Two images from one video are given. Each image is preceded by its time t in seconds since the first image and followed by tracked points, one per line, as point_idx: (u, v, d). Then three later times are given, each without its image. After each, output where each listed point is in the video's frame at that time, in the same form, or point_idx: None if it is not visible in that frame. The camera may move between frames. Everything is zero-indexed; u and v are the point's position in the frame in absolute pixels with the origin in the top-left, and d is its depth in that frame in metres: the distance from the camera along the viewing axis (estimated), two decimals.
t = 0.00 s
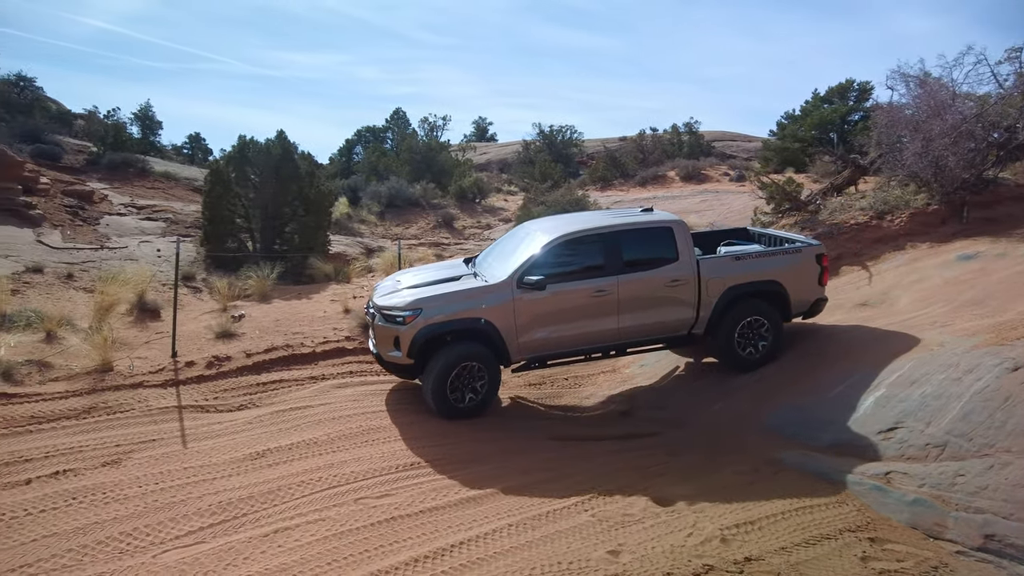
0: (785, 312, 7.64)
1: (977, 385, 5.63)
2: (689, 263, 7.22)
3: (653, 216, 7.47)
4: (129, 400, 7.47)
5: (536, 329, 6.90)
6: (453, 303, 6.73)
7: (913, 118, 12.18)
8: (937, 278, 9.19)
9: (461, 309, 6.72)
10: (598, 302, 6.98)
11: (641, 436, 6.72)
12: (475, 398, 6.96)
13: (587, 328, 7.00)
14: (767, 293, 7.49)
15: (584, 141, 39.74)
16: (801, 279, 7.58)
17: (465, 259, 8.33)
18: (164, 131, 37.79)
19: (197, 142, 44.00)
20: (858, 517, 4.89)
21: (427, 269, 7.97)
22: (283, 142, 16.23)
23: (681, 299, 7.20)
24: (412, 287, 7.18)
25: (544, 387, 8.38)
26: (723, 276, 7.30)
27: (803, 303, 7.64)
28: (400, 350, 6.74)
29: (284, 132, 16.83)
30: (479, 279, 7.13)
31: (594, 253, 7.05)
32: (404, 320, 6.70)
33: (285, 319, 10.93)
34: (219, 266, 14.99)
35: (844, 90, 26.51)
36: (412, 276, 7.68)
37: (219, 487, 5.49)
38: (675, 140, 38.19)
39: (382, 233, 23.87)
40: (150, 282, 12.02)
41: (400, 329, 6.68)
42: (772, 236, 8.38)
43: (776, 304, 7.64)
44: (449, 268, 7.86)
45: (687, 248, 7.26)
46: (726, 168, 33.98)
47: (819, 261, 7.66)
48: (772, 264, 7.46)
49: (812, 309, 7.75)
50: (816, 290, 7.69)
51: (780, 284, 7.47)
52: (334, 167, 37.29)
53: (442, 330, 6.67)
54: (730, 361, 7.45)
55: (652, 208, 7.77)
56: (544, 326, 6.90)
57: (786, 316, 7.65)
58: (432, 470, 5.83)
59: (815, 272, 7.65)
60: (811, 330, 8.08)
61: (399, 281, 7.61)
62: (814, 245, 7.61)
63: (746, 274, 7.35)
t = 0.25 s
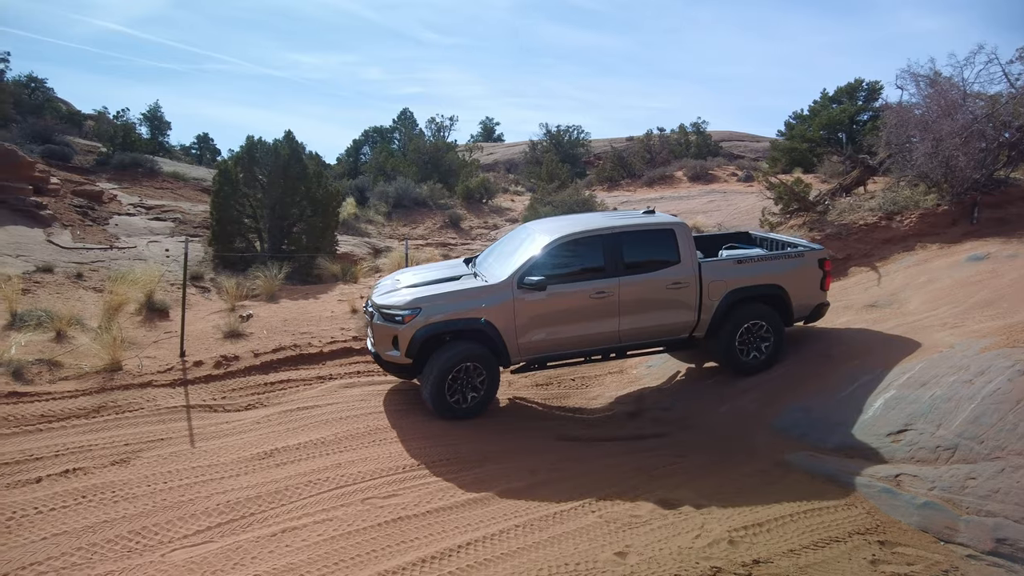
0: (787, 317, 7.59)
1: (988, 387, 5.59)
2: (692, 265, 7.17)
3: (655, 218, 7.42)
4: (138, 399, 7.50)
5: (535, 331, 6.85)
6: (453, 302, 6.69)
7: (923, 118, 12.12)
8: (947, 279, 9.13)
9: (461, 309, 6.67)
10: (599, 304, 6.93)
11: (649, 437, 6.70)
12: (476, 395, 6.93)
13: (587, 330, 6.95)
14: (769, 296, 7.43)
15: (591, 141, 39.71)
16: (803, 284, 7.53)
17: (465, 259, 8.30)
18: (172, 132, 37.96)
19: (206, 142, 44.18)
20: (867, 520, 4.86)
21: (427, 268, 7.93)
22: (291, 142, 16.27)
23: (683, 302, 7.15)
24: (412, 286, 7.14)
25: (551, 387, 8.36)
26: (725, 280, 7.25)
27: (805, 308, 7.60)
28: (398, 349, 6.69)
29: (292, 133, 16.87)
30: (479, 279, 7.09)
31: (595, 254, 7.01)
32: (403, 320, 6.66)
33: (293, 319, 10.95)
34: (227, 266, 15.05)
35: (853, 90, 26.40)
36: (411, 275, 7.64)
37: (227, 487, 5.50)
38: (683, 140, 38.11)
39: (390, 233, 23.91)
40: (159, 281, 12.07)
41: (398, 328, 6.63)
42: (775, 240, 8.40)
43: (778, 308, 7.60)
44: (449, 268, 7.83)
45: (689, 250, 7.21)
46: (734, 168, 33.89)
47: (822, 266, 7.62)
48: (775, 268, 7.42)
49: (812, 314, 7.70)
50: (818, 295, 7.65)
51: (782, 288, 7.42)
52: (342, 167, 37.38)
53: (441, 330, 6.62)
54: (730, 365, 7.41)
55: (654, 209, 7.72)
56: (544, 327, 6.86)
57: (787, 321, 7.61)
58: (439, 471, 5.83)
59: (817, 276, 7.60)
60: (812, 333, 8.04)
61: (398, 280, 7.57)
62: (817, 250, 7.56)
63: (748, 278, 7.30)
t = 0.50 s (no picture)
0: (787, 321, 7.55)
1: (999, 389, 5.54)
2: (692, 268, 7.13)
3: (655, 220, 7.39)
4: (146, 398, 7.53)
5: (533, 333, 6.80)
6: (451, 302, 6.65)
7: (932, 118, 12.07)
8: (957, 280, 9.07)
9: (459, 309, 6.64)
10: (598, 305, 6.89)
11: (656, 438, 6.68)
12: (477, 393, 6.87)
13: (586, 332, 6.90)
14: (769, 300, 7.39)
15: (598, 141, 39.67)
16: (804, 288, 7.48)
17: (465, 259, 8.28)
18: (180, 132, 38.10)
19: (213, 142, 44.34)
20: (876, 522, 4.84)
21: (426, 268, 7.90)
22: (298, 142, 16.36)
23: (683, 304, 7.11)
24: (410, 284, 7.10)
25: (557, 388, 8.36)
26: (725, 282, 7.21)
27: (806, 313, 7.54)
28: (395, 347, 6.65)
29: (299, 133, 16.90)
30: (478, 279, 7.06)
31: (595, 256, 6.97)
32: (400, 318, 6.62)
33: (300, 318, 10.97)
34: (235, 266, 15.10)
35: (861, 90, 26.29)
36: (410, 274, 7.61)
37: (234, 486, 5.51)
38: (689, 140, 38.01)
39: (396, 233, 23.94)
40: (167, 281, 12.11)
41: (396, 326, 6.60)
42: (775, 244, 8.38)
43: (778, 312, 7.56)
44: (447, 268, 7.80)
45: (689, 252, 7.17)
46: (741, 168, 33.79)
47: (823, 270, 7.57)
48: (776, 272, 7.37)
49: (813, 319, 7.64)
50: (819, 299, 7.59)
51: (783, 292, 7.37)
52: (349, 167, 37.45)
53: (439, 329, 6.58)
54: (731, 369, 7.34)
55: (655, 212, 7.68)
56: (542, 329, 6.81)
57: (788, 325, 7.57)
58: (446, 470, 5.83)
59: (818, 281, 7.55)
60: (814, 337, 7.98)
61: (396, 279, 7.54)
62: (819, 254, 7.52)
63: (748, 281, 7.25)
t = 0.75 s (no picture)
0: (786, 325, 7.53)
1: (1010, 391, 5.50)
2: (692, 270, 7.09)
3: (656, 222, 7.35)
4: (154, 397, 7.56)
5: (531, 334, 6.75)
6: (448, 301, 6.60)
7: (941, 118, 12.04)
8: (967, 281, 9.02)
9: (456, 309, 6.59)
10: (597, 307, 6.84)
11: (662, 439, 6.66)
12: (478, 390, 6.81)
13: (584, 333, 6.86)
14: (769, 303, 7.35)
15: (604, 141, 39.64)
16: (804, 292, 7.45)
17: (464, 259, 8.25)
18: (188, 132, 38.25)
19: (221, 142, 44.49)
20: (885, 524, 4.82)
21: (424, 267, 7.86)
22: (304, 142, 16.35)
23: (682, 307, 7.07)
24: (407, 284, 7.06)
25: (563, 388, 8.35)
26: (724, 285, 7.17)
27: (805, 317, 7.51)
28: (391, 347, 6.63)
29: (306, 133, 16.92)
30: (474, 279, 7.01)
31: (595, 257, 6.92)
32: (397, 317, 6.57)
33: (307, 318, 11.00)
34: (242, 265, 15.15)
35: (869, 90, 26.17)
36: (407, 273, 7.56)
37: (241, 485, 5.52)
38: (696, 140, 37.93)
39: (403, 233, 23.97)
40: (175, 280, 12.16)
41: (393, 325, 6.56)
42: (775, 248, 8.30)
43: (777, 316, 7.54)
44: (445, 267, 7.76)
45: (689, 255, 7.13)
46: (748, 168, 33.69)
47: (823, 275, 7.53)
48: (775, 275, 7.34)
49: (813, 323, 7.60)
50: (818, 304, 7.56)
51: (782, 296, 7.34)
52: (356, 167, 37.52)
53: (436, 329, 6.54)
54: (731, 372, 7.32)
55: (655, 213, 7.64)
56: (540, 330, 6.76)
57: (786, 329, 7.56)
58: (453, 470, 5.83)
59: (818, 285, 7.52)
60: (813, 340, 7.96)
61: (393, 278, 7.49)
62: (819, 258, 7.48)
63: (748, 284, 7.22)
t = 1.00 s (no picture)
0: (785, 329, 7.50)
1: (1020, 393, 5.47)
2: (691, 273, 7.05)
3: (656, 223, 7.31)
4: (162, 395, 7.58)
5: (528, 334, 6.70)
6: (445, 300, 6.54)
7: (950, 117, 11.95)
8: (975, 281, 8.97)
9: (453, 309, 6.54)
10: (595, 308, 6.79)
11: (669, 439, 6.64)
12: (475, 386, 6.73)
13: (582, 335, 6.81)
14: (769, 307, 7.31)
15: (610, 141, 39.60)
16: (804, 296, 7.41)
17: (462, 258, 8.22)
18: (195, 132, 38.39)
19: (227, 142, 44.62)
20: (893, 526, 4.79)
21: (420, 266, 7.82)
22: (310, 142, 16.39)
23: (681, 309, 7.02)
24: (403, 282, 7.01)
25: (569, 388, 8.33)
26: (724, 288, 7.13)
27: (805, 321, 7.48)
28: (386, 346, 6.56)
29: (312, 133, 16.94)
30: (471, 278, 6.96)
31: (594, 257, 6.88)
32: (393, 316, 6.51)
33: (313, 317, 11.02)
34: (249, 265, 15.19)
35: (877, 90, 26.07)
36: (404, 272, 7.52)
37: (248, 484, 5.53)
38: (703, 140, 37.83)
39: (409, 233, 23.98)
40: (182, 279, 12.19)
41: (388, 324, 6.49)
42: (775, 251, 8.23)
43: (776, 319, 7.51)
44: (442, 267, 7.72)
45: (688, 257, 7.09)
46: (755, 168, 33.60)
47: (823, 279, 7.50)
48: (775, 278, 7.30)
49: (812, 328, 7.58)
50: (818, 308, 7.53)
51: (783, 299, 7.30)
52: (362, 167, 37.59)
53: (432, 328, 6.48)
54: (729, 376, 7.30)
55: (654, 215, 7.60)
56: (539, 331, 6.71)
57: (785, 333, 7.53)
58: (460, 469, 5.82)
59: (818, 289, 7.49)
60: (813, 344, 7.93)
61: (389, 276, 7.44)
62: (819, 263, 7.45)
63: (748, 288, 7.18)
